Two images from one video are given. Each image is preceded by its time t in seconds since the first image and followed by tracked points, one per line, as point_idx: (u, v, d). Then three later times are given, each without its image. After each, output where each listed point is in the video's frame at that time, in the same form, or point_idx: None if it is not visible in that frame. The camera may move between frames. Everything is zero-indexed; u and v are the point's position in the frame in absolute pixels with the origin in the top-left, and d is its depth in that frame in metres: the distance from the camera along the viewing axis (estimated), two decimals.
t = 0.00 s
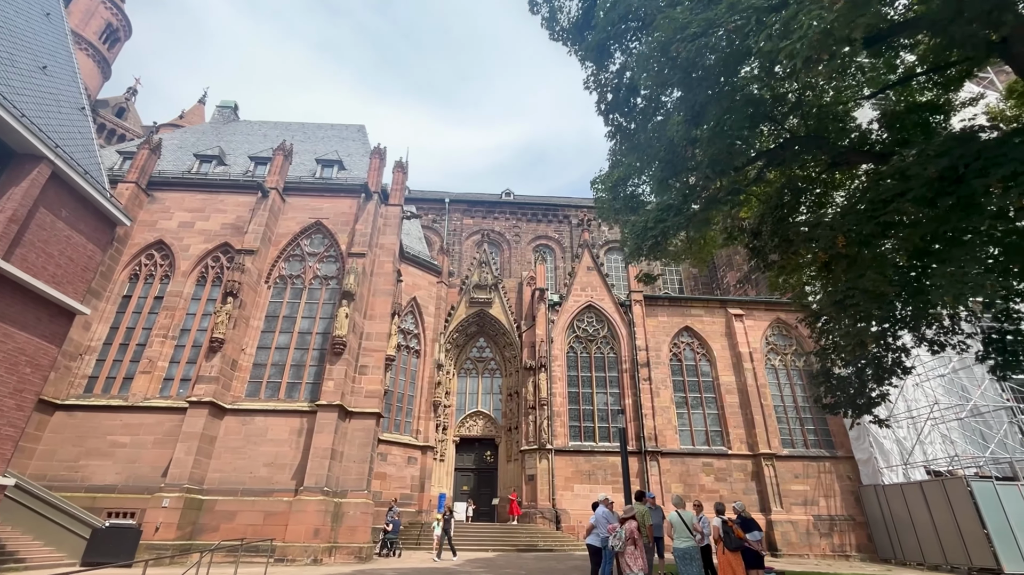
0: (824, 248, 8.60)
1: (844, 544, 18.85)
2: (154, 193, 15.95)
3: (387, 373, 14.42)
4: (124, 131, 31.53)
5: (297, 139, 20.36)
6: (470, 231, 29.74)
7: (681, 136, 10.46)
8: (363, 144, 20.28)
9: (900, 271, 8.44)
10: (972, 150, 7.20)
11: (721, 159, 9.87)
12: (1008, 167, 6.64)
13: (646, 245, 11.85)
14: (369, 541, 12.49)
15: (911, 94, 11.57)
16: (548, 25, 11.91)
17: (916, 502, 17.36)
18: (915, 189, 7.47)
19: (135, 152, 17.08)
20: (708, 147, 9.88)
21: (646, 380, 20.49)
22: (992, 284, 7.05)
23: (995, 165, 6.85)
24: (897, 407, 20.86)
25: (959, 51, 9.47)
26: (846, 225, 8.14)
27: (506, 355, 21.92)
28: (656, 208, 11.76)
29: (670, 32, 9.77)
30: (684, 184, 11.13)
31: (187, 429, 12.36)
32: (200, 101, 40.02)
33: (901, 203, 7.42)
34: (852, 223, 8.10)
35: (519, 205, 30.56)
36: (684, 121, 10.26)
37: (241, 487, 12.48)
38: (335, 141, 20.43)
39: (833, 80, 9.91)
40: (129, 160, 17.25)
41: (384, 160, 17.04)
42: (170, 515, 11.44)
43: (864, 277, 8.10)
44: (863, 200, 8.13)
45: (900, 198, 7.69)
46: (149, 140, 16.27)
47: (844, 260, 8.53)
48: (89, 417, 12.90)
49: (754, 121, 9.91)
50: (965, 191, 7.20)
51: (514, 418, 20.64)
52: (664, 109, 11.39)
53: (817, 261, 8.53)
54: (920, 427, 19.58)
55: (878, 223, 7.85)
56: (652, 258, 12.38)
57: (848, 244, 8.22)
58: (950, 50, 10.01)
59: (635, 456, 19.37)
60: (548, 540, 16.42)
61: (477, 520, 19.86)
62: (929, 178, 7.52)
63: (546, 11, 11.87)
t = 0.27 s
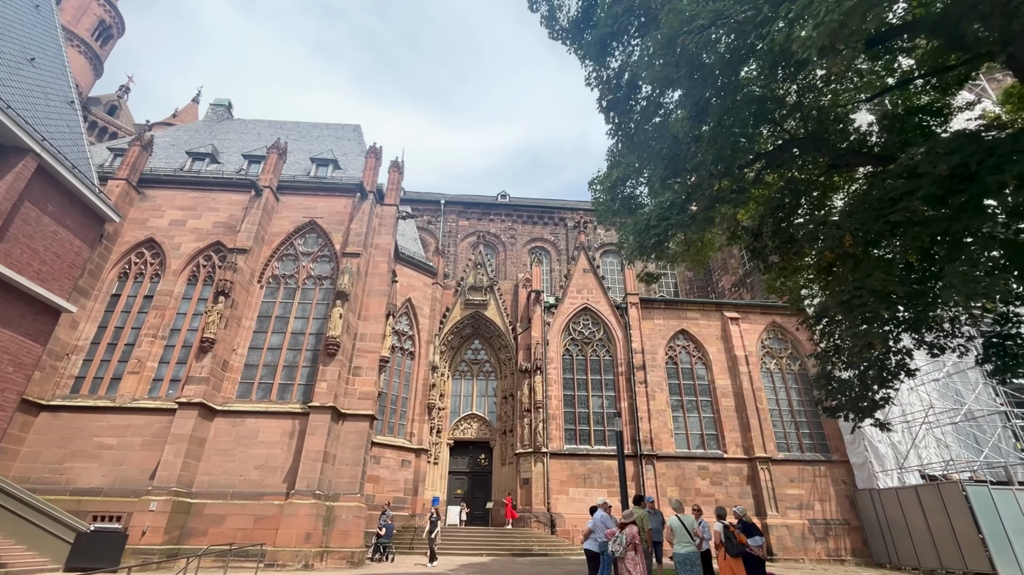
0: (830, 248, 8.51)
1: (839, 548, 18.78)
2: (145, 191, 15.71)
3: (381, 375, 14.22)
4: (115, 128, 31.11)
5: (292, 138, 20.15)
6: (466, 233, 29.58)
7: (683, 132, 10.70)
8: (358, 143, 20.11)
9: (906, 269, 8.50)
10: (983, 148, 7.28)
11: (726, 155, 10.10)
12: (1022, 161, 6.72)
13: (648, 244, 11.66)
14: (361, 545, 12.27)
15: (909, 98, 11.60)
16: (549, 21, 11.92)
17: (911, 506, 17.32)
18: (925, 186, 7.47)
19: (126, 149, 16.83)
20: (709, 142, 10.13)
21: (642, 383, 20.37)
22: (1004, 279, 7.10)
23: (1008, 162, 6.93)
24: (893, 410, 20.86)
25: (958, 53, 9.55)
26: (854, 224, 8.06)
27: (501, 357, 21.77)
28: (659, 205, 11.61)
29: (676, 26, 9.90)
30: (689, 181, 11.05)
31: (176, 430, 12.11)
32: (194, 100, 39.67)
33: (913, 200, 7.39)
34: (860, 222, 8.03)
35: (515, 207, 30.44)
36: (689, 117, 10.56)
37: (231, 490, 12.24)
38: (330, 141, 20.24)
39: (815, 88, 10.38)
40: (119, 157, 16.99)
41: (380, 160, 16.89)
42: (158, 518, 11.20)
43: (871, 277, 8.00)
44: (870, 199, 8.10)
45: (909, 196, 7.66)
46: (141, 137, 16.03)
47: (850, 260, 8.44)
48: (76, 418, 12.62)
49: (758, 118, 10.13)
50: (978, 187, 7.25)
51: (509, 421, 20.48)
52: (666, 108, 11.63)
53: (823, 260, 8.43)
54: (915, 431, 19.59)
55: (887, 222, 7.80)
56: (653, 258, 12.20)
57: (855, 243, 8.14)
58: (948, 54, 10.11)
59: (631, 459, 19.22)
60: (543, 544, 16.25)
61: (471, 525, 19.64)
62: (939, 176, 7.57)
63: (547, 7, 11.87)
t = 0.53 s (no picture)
0: (837, 246, 8.62)
1: (834, 553, 18.74)
2: (136, 189, 15.47)
3: (375, 376, 14.04)
4: (106, 127, 30.75)
5: (286, 138, 19.95)
6: (461, 235, 29.45)
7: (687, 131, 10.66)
8: (354, 143, 19.96)
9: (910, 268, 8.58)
10: (993, 145, 7.43)
11: (730, 153, 10.08)
12: None
13: (652, 242, 11.77)
14: (353, 550, 12.06)
15: (906, 102, 11.69)
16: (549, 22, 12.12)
17: (905, 510, 17.32)
18: (934, 183, 7.61)
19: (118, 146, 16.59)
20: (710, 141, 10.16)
21: (638, 387, 20.28)
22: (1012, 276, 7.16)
23: (1016, 160, 7.02)
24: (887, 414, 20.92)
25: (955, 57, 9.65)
26: (861, 221, 8.16)
27: (496, 359, 21.62)
28: (663, 202, 11.67)
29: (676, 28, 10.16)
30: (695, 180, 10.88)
31: (165, 432, 11.88)
32: (187, 100, 39.36)
33: (922, 197, 7.52)
34: (867, 220, 8.13)
35: (511, 209, 30.35)
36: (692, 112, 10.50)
37: (221, 493, 11.99)
38: (325, 141, 20.06)
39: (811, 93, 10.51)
40: (110, 154, 16.74)
41: (376, 159, 16.75)
42: (145, 522, 10.95)
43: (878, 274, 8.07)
44: (877, 196, 8.22)
45: (917, 194, 7.76)
46: (133, 134, 15.81)
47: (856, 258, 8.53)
48: (62, 419, 12.34)
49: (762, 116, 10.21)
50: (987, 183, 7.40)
51: (503, 424, 20.33)
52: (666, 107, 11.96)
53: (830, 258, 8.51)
54: (909, 435, 19.66)
55: (895, 219, 7.91)
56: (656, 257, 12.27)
57: (861, 241, 8.24)
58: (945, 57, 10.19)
59: (626, 463, 19.10)
60: (538, 549, 16.07)
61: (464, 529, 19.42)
62: (949, 173, 7.71)
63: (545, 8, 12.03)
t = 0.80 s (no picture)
0: (846, 248, 8.63)
1: (829, 559, 18.68)
2: (127, 187, 15.24)
3: (369, 379, 13.83)
4: (98, 126, 30.41)
5: (281, 138, 19.76)
6: (456, 238, 29.31)
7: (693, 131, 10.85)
8: (349, 144, 19.80)
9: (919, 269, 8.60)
10: (1005, 146, 7.45)
11: (735, 154, 10.22)
12: None
13: (655, 243, 12.06)
14: (345, 556, 11.82)
15: (904, 108, 11.73)
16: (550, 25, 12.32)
17: (901, 517, 17.27)
18: (945, 185, 7.66)
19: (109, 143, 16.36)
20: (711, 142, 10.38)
21: (633, 392, 20.16)
22: None
23: None
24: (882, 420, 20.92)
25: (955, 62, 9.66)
26: (871, 223, 8.24)
27: (491, 363, 21.46)
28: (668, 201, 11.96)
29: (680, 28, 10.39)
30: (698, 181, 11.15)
31: (154, 435, 11.63)
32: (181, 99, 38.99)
33: (933, 198, 7.55)
34: (877, 221, 8.20)
35: (506, 213, 30.24)
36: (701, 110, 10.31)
37: (210, 498, 11.74)
38: (320, 142, 19.88)
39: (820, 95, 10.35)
40: (102, 152, 16.50)
41: (372, 161, 16.60)
42: (131, 528, 10.68)
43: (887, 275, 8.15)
44: (886, 198, 8.29)
45: (928, 195, 7.80)
46: (125, 132, 15.59)
47: (864, 260, 8.60)
48: (47, 422, 12.06)
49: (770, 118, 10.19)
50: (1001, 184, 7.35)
51: (498, 428, 20.15)
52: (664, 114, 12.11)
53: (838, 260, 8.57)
54: (905, 441, 19.66)
55: (905, 221, 7.95)
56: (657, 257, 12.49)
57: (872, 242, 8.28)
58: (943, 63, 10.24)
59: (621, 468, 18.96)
60: (532, 555, 15.88)
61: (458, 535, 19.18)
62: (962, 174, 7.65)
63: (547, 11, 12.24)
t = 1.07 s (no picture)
0: (852, 250, 8.59)
1: (825, 565, 18.63)
2: (120, 186, 15.06)
3: (364, 382, 13.68)
4: (91, 125, 30.12)
5: (277, 139, 19.61)
6: (452, 241, 29.20)
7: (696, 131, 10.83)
8: (346, 146, 19.70)
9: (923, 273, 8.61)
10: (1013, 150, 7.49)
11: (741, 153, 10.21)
12: None
13: (658, 244, 11.87)
14: (339, 562, 11.63)
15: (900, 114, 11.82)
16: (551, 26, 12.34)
17: (896, 522, 17.28)
18: (954, 187, 7.64)
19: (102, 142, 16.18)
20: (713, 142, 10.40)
21: (630, 396, 20.08)
22: None
23: None
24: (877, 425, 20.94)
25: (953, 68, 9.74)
26: (878, 225, 8.15)
27: (487, 367, 21.34)
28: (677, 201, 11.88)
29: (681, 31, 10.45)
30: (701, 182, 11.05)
31: (144, 438, 11.43)
32: (176, 99, 38.74)
33: (941, 201, 7.56)
34: (884, 223, 8.12)
35: (502, 217, 30.19)
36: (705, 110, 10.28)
37: (201, 502, 11.54)
38: (316, 143, 19.75)
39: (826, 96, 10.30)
40: (94, 151, 16.31)
41: (369, 162, 16.50)
42: (120, 533, 10.48)
43: (893, 279, 8.06)
44: (894, 201, 8.23)
45: (936, 198, 7.79)
46: (118, 131, 15.43)
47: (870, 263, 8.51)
48: (34, 424, 11.83)
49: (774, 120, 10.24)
50: (1011, 185, 7.47)
51: (493, 433, 20.02)
52: (665, 117, 12.21)
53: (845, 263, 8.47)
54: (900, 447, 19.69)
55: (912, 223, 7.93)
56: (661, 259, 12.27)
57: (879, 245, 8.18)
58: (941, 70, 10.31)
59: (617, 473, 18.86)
60: (528, 561, 15.74)
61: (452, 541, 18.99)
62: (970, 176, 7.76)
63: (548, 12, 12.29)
